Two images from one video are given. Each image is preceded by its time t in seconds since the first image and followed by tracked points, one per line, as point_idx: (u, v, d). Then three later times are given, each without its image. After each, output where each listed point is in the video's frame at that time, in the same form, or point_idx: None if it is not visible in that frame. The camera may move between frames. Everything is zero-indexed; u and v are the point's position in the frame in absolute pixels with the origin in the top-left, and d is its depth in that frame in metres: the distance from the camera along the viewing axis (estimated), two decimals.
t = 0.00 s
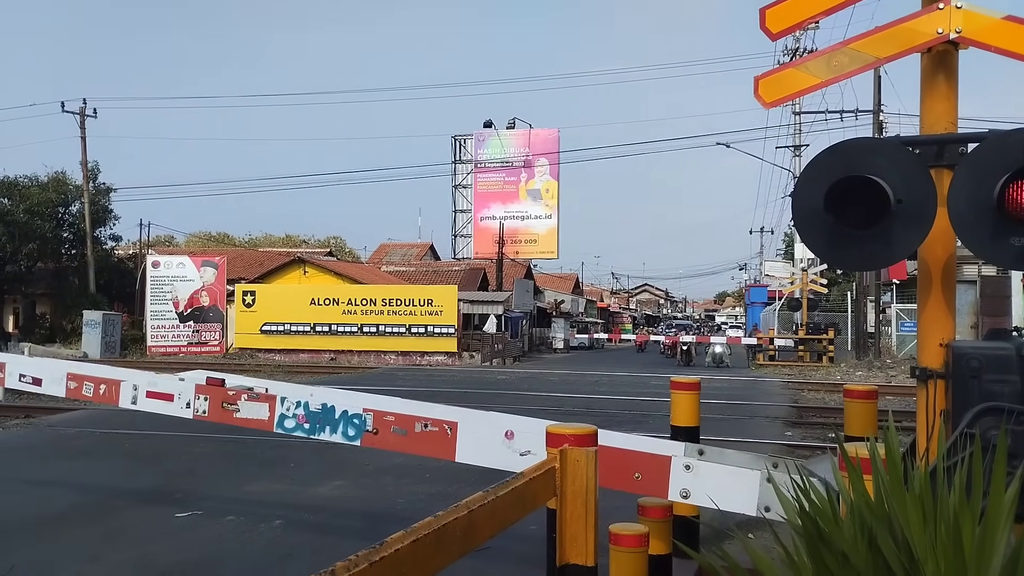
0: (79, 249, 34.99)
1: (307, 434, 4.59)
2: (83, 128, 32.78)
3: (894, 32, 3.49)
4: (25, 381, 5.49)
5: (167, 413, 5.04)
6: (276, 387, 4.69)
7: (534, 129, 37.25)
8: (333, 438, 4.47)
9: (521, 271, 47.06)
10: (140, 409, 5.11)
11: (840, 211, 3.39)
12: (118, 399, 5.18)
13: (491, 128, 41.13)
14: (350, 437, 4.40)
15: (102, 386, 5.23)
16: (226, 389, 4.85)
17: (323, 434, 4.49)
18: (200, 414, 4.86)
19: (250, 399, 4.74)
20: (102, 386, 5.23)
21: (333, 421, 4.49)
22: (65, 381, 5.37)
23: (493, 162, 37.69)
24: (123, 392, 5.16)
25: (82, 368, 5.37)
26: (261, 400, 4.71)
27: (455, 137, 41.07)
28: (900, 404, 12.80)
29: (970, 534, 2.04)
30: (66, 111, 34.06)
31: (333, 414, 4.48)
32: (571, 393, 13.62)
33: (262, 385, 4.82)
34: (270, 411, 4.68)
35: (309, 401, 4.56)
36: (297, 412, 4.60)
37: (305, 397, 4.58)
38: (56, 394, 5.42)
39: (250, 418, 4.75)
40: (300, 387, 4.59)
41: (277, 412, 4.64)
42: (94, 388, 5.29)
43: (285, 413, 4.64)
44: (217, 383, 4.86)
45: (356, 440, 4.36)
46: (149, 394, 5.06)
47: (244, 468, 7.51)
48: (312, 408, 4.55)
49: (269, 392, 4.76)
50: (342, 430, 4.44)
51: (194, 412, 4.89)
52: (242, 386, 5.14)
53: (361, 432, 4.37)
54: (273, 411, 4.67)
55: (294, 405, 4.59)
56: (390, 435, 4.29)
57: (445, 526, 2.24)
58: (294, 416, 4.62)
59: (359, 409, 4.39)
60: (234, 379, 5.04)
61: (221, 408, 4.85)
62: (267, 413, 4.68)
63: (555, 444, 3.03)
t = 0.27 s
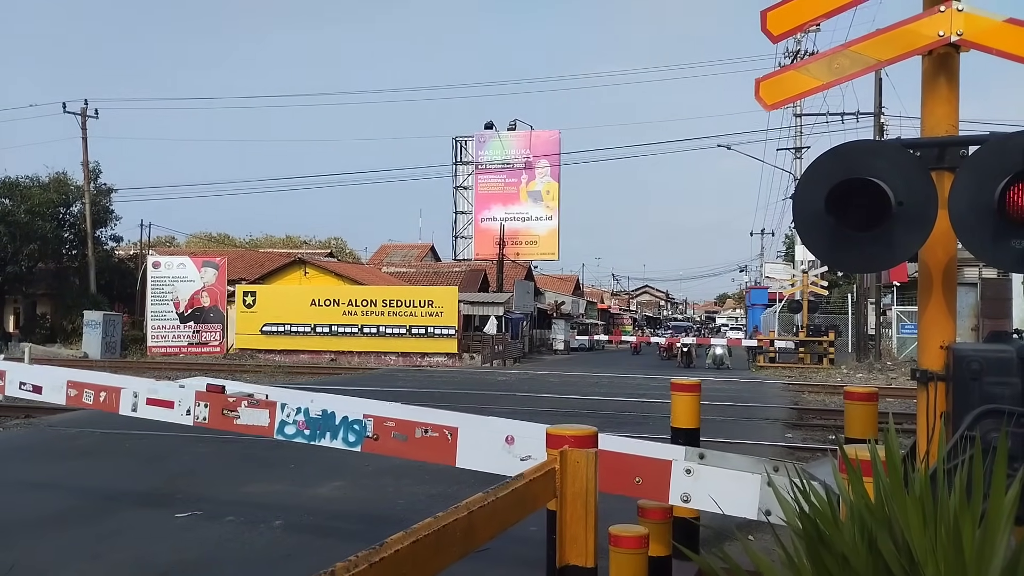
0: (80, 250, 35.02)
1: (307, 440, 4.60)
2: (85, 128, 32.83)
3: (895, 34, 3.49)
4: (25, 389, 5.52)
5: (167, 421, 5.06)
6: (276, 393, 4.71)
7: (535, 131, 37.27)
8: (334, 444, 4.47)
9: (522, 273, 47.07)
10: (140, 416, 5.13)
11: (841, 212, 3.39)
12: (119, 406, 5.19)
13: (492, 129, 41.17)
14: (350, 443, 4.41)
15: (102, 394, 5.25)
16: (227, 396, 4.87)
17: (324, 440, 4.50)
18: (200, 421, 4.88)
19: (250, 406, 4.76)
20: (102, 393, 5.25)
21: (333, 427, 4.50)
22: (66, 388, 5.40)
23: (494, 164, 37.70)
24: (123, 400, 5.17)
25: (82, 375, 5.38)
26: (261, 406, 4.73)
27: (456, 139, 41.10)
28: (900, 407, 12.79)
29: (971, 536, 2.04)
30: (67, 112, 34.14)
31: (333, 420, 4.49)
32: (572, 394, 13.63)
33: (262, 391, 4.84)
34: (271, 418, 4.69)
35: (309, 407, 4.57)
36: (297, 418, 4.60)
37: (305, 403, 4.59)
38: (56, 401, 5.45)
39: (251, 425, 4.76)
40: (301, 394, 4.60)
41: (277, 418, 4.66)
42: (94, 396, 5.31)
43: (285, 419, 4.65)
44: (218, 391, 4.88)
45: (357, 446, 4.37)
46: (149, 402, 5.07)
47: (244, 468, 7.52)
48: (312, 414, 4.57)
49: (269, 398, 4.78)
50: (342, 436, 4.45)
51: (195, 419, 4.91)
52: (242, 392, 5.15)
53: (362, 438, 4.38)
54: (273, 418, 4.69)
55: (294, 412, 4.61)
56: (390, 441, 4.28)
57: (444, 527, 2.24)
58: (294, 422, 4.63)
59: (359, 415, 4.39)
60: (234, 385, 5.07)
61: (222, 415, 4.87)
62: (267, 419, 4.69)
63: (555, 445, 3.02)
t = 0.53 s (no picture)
0: (85, 250, 35.09)
1: (312, 446, 4.61)
2: (89, 129, 32.91)
3: (899, 32, 3.48)
4: (30, 398, 5.54)
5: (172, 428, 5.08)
6: (280, 399, 4.72)
7: (538, 130, 37.30)
8: (338, 450, 4.48)
9: (526, 272, 47.07)
10: (145, 424, 5.15)
11: (845, 211, 3.38)
12: (123, 414, 5.21)
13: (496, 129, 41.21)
14: (355, 448, 4.42)
15: (107, 401, 5.26)
16: (231, 403, 4.89)
17: (328, 445, 4.50)
18: (205, 428, 4.90)
19: (255, 412, 4.77)
20: (107, 401, 5.26)
21: (337, 433, 4.50)
22: (71, 397, 5.42)
23: (497, 163, 37.74)
24: (128, 408, 5.19)
25: (87, 384, 5.40)
26: (265, 412, 4.74)
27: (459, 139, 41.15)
28: (905, 405, 12.78)
29: (976, 535, 2.03)
30: (71, 113, 34.22)
31: (337, 425, 4.49)
32: (575, 394, 13.62)
33: (267, 397, 4.85)
34: (275, 423, 4.70)
35: (313, 412, 4.58)
36: (302, 424, 4.62)
37: (309, 409, 4.60)
38: (61, 410, 5.47)
39: (255, 431, 4.78)
40: (306, 399, 4.61)
41: (282, 424, 4.67)
42: (99, 403, 5.33)
43: (289, 425, 4.66)
44: (222, 397, 4.89)
45: (361, 451, 4.37)
46: (154, 409, 5.09)
47: (249, 468, 7.53)
48: (316, 419, 4.57)
49: (274, 404, 4.79)
50: (347, 441, 4.45)
51: (200, 426, 4.93)
52: (246, 399, 5.17)
53: (366, 443, 4.38)
54: (277, 423, 4.70)
55: (299, 417, 4.62)
56: (395, 446, 4.28)
57: (448, 527, 2.24)
58: (299, 428, 4.64)
59: (364, 420, 4.40)
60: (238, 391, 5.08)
61: (227, 422, 4.89)
62: (271, 425, 4.70)
63: (558, 445, 3.02)
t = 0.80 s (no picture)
0: (85, 251, 35.09)
1: (312, 451, 4.60)
2: (89, 130, 32.91)
3: (900, 33, 3.48)
4: (30, 406, 5.54)
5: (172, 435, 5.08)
6: (280, 405, 4.71)
7: (538, 131, 37.32)
8: (338, 455, 4.48)
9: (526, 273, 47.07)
10: (145, 431, 5.15)
11: (845, 211, 3.38)
12: (123, 421, 5.22)
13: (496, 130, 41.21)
14: (355, 454, 4.41)
15: (106, 409, 5.27)
16: (231, 409, 4.89)
17: (328, 451, 4.50)
18: (205, 435, 4.90)
19: (255, 418, 4.77)
20: (107, 409, 5.27)
21: (337, 438, 4.50)
22: (71, 404, 5.42)
23: (498, 164, 37.76)
24: (127, 415, 5.19)
25: (86, 391, 5.41)
26: (265, 418, 4.74)
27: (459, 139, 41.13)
28: (905, 406, 12.78)
29: (976, 537, 2.03)
30: (72, 114, 34.25)
31: (337, 431, 4.48)
32: (576, 395, 13.62)
33: (266, 404, 4.84)
34: (275, 430, 4.70)
35: (313, 418, 4.57)
36: (302, 430, 4.61)
37: (309, 415, 4.59)
38: (61, 418, 5.47)
39: (255, 437, 4.78)
40: (305, 405, 4.61)
41: (282, 430, 4.66)
42: (99, 411, 5.33)
43: (289, 431, 4.66)
44: (221, 404, 4.89)
45: (362, 456, 4.37)
46: (154, 416, 5.10)
47: (248, 468, 7.53)
48: (316, 425, 4.57)
49: (273, 410, 4.79)
50: (347, 447, 4.44)
51: (200, 433, 4.93)
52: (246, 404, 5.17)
53: (366, 448, 4.37)
54: (277, 429, 4.69)
55: (299, 423, 4.61)
56: (395, 451, 4.28)
57: (448, 527, 2.24)
58: (299, 434, 4.63)
59: (364, 425, 4.39)
60: (238, 397, 5.07)
61: (227, 428, 4.89)
62: (271, 431, 4.70)
63: (558, 446, 3.02)
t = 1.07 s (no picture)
0: (83, 250, 35.08)
1: (310, 456, 4.60)
2: (87, 129, 32.92)
3: (898, 35, 3.48)
4: (27, 412, 5.54)
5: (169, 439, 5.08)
6: (277, 410, 4.71)
7: (537, 132, 37.30)
8: (336, 460, 4.47)
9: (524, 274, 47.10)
10: (142, 436, 5.15)
11: (843, 212, 3.38)
12: (121, 426, 5.22)
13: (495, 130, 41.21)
14: (352, 459, 4.40)
15: (104, 414, 5.27)
16: (228, 414, 4.89)
17: (326, 456, 4.50)
18: (202, 440, 4.90)
19: (252, 423, 4.76)
20: (104, 414, 5.27)
21: (335, 443, 4.50)
22: (68, 410, 5.42)
23: (496, 165, 37.75)
24: (125, 420, 5.19)
25: (83, 397, 5.40)
26: (263, 423, 4.73)
27: (458, 140, 41.12)
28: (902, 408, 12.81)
29: (972, 539, 2.03)
30: (71, 112, 34.27)
31: (335, 436, 4.48)
32: (574, 396, 13.62)
33: (264, 408, 4.84)
34: (273, 435, 4.69)
35: (311, 422, 4.57)
36: (299, 435, 4.61)
37: (306, 419, 4.59)
38: (58, 423, 5.47)
39: (252, 441, 4.77)
40: (302, 410, 4.60)
41: (279, 435, 4.66)
42: (96, 417, 5.32)
43: (287, 436, 4.65)
44: (218, 409, 4.89)
45: (359, 461, 4.36)
46: (151, 421, 5.10)
47: (245, 468, 7.53)
48: (314, 430, 4.56)
49: (271, 415, 4.79)
50: (344, 451, 4.44)
51: (197, 438, 4.93)
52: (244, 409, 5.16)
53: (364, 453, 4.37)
54: (275, 434, 4.69)
55: (296, 428, 4.61)
56: (393, 456, 4.27)
57: (446, 528, 2.24)
58: (296, 438, 4.63)
59: (361, 430, 4.39)
60: (235, 401, 5.07)
61: (224, 433, 4.89)
62: (269, 436, 4.69)
63: (556, 447, 3.02)
